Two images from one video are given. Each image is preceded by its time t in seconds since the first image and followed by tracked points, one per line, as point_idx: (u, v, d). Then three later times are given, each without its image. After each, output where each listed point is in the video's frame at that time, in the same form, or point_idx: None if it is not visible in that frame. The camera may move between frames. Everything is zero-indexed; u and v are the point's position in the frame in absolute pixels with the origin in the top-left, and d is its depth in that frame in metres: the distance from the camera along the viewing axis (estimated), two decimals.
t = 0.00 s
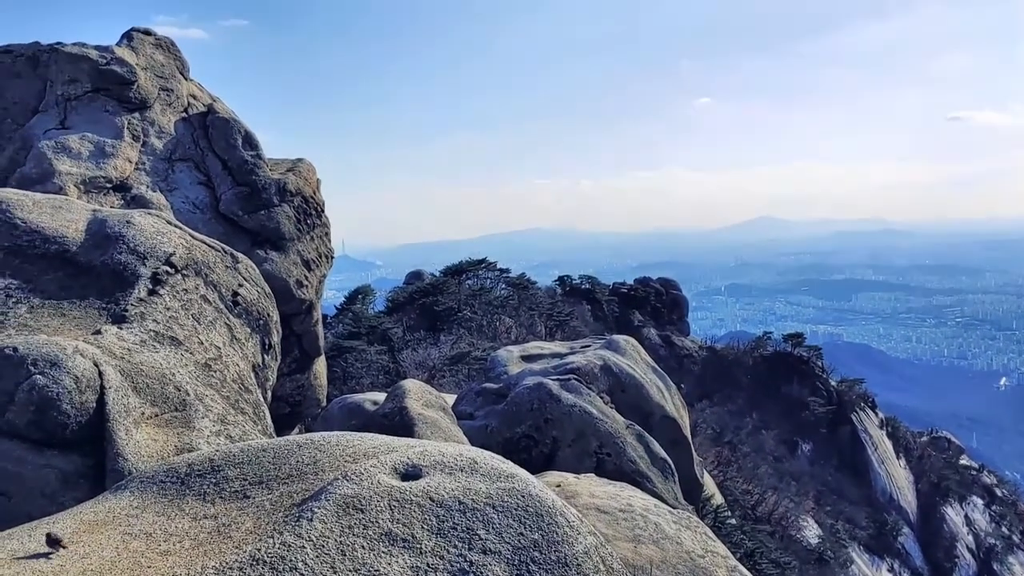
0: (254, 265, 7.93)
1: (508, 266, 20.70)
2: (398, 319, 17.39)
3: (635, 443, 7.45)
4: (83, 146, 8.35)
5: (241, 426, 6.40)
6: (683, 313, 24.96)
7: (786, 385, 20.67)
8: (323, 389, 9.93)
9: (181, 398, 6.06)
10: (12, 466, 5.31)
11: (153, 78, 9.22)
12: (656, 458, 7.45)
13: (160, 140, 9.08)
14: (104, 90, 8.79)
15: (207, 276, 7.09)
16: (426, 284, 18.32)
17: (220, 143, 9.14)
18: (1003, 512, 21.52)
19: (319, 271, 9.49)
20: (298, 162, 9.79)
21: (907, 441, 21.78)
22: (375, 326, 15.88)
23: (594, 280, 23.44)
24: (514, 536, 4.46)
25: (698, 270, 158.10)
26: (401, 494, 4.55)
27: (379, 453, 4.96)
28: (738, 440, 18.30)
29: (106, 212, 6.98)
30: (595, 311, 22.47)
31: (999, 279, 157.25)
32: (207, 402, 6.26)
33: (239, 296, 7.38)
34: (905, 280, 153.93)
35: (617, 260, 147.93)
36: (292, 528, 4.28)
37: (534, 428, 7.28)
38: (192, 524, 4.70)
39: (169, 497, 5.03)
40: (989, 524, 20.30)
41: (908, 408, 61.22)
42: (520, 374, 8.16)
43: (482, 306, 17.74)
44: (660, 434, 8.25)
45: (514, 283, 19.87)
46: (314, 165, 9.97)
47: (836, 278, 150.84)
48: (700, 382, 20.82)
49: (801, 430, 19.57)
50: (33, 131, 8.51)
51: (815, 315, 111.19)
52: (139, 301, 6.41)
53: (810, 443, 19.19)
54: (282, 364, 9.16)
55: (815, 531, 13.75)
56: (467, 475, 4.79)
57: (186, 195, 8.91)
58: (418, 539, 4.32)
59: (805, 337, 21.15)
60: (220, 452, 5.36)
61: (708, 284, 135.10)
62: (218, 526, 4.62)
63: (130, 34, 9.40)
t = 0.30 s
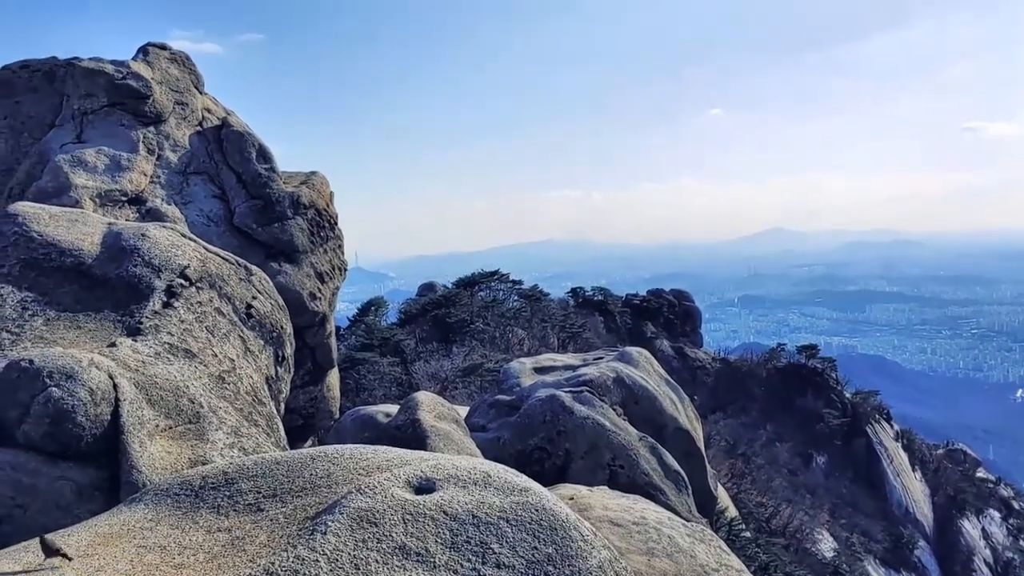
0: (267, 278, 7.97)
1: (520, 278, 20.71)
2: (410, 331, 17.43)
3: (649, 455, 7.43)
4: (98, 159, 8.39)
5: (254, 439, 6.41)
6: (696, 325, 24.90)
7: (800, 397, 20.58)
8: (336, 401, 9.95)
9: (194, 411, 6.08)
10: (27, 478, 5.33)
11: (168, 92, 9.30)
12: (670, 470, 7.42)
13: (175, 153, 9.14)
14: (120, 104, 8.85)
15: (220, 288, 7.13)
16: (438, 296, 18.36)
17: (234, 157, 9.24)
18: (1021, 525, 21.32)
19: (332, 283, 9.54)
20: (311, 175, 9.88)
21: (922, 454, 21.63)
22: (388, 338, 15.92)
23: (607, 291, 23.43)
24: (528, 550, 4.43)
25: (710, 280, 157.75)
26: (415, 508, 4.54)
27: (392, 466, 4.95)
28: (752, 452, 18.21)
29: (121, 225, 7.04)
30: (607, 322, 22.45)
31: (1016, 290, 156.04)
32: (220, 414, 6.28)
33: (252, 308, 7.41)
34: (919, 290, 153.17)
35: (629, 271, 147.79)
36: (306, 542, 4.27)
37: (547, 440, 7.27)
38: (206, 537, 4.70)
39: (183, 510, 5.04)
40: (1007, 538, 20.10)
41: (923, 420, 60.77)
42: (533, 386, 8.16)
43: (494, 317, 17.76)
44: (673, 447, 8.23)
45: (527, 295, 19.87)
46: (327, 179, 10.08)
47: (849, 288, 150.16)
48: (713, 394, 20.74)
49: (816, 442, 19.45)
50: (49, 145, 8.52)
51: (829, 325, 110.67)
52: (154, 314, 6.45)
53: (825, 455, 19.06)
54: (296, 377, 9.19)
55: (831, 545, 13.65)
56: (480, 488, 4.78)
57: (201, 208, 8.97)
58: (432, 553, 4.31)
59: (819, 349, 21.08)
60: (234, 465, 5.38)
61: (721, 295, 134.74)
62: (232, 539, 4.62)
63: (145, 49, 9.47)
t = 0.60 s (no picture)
0: (280, 291, 8.01)
1: (532, 291, 20.72)
2: (423, 343, 17.46)
3: (662, 469, 7.40)
4: (113, 173, 8.44)
5: (267, 452, 6.43)
6: (708, 337, 24.83)
7: (814, 410, 20.50)
8: (348, 414, 9.98)
9: (208, 424, 6.10)
10: (42, 491, 5.36)
11: (183, 106, 9.38)
12: (683, 484, 7.40)
13: (189, 167, 9.21)
14: (135, 119, 8.93)
15: (234, 301, 7.16)
16: (450, 308, 18.40)
17: (248, 170, 9.30)
18: None
19: (345, 296, 9.59)
20: (324, 189, 9.94)
21: (938, 468, 21.51)
22: (400, 350, 15.96)
23: (619, 304, 23.43)
24: (542, 565, 4.41)
25: (721, 292, 157.44)
26: (428, 521, 4.52)
27: (407, 480, 4.95)
28: (765, 465, 18.13)
29: (136, 239, 7.09)
30: (619, 335, 22.43)
31: None
32: (233, 427, 6.30)
33: (266, 321, 7.44)
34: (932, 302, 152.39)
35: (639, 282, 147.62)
36: (320, 556, 4.27)
37: (559, 453, 7.25)
38: (219, 551, 4.71)
39: (197, 523, 5.05)
40: None
41: (938, 432, 60.36)
42: (545, 399, 8.15)
43: (506, 330, 17.78)
44: (687, 460, 8.21)
45: (539, 307, 19.87)
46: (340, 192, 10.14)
47: (862, 299, 149.38)
48: (726, 407, 20.68)
49: (830, 454, 19.34)
50: (65, 159, 8.57)
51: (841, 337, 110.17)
52: (168, 327, 6.48)
53: (839, 468, 18.95)
54: (309, 390, 9.23)
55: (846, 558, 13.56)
56: (494, 502, 4.76)
57: (215, 222, 9.03)
58: (445, 567, 4.29)
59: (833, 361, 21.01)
60: (247, 478, 5.39)
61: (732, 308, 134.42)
62: (246, 552, 4.63)
63: (160, 64, 9.56)
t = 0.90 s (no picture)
0: (294, 304, 8.04)
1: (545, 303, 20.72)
2: (435, 356, 17.49)
3: (675, 482, 7.38)
4: (129, 187, 8.49)
5: (281, 465, 6.44)
6: (722, 350, 24.74)
7: (828, 423, 20.40)
8: (361, 427, 10.00)
9: (222, 436, 6.12)
10: (58, 504, 5.38)
11: (198, 120, 9.46)
12: (697, 498, 7.37)
13: (204, 180, 9.27)
14: (150, 133, 9.01)
15: (248, 314, 7.20)
16: (463, 321, 18.44)
17: (262, 184, 9.37)
18: None
19: (358, 309, 9.63)
20: (337, 202, 10.00)
21: (954, 483, 21.37)
22: (413, 363, 16.00)
23: (631, 316, 23.41)
24: None
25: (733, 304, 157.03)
26: (443, 535, 4.51)
27: (421, 494, 4.95)
28: (779, 478, 18.05)
29: (151, 252, 7.14)
30: (632, 348, 22.41)
31: None
32: (247, 440, 6.31)
33: (280, 334, 7.47)
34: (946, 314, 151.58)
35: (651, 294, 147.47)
36: (335, 570, 4.26)
37: (572, 466, 7.24)
38: (234, 564, 4.71)
39: (211, 537, 5.05)
40: None
41: (953, 446, 59.94)
42: (558, 412, 8.14)
43: (518, 342, 17.79)
44: (700, 473, 8.18)
45: (552, 320, 19.86)
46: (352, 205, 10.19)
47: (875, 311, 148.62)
48: (739, 420, 20.61)
49: (844, 468, 19.23)
50: (81, 173, 8.63)
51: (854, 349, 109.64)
52: (183, 340, 6.52)
53: (854, 482, 18.82)
54: (322, 403, 9.27)
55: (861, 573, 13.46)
56: (508, 516, 4.75)
57: (229, 235, 9.08)
58: None
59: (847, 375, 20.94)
60: (262, 491, 5.40)
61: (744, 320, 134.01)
62: (261, 566, 4.63)
63: (175, 79, 9.65)
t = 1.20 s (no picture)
0: (310, 316, 8.08)
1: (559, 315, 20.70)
2: (450, 368, 17.52)
3: (690, 495, 7.35)
4: (147, 201, 8.55)
5: (296, 477, 6.45)
6: (737, 362, 24.62)
7: (845, 436, 20.29)
8: (377, 438, 10.02)
9: (238, 448, 6.13)
10: (76, 515, 5.41)
11: (216, 134, 9.54)
12: (712, 511, 7.34)
13: (221, 193, 9.33)
14: (169, 147, 9.08)
15: (265, 326, 7.23)
16: (478, 333, 18.47)
17: (278, 197, 9.44)
18: None
19: (373, 321, 9.67)
20: (353, 215, 10.04)
21: (972, 497, 21.20)
22: (427, 375, 16.06)
23: (646, 328, 23.37)
24: None
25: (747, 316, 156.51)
26: (460, 548, 4.49)
27: (438, 507, 4.95)
28: (795, 492, 17.99)
29: (169, 264, 7.20)
30: (647, 360, 22.38)
31: None
32: (264, 452, 6.33)
33: (296, 346, 7.49)
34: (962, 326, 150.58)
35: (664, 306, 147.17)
36: None
37: (587, 479, 7.22)
38: None
39: (228, 548, 5.06)
40: None
41: (972, 460, 59.44)
42: (573, 424, 8.13)
43: (533, 354, 17.80)
44: (716, 486, 8.15)
45: (566, 332, 19.80)
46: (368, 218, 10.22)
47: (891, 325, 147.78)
48: (755, 433, 20.54)
49: (861, 481, 19.09)
50: (100, 187, 8.70)
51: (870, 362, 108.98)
52: (200, 352, 6.55)
53: (872, 496, 18.65)
54: (337, 415, 9.31)
55: None
56: (525, 529, 4.74)
57: (246, 247, 9.12)
58: None
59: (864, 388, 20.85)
60: (279, 503, 5.41)
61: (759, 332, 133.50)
62: None
63: (194, 92, 9.73)
